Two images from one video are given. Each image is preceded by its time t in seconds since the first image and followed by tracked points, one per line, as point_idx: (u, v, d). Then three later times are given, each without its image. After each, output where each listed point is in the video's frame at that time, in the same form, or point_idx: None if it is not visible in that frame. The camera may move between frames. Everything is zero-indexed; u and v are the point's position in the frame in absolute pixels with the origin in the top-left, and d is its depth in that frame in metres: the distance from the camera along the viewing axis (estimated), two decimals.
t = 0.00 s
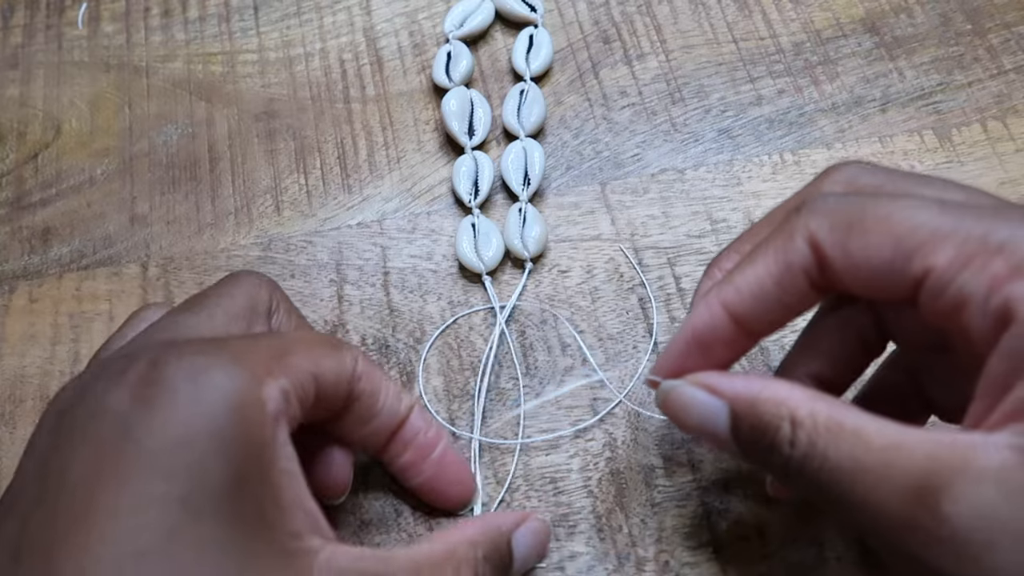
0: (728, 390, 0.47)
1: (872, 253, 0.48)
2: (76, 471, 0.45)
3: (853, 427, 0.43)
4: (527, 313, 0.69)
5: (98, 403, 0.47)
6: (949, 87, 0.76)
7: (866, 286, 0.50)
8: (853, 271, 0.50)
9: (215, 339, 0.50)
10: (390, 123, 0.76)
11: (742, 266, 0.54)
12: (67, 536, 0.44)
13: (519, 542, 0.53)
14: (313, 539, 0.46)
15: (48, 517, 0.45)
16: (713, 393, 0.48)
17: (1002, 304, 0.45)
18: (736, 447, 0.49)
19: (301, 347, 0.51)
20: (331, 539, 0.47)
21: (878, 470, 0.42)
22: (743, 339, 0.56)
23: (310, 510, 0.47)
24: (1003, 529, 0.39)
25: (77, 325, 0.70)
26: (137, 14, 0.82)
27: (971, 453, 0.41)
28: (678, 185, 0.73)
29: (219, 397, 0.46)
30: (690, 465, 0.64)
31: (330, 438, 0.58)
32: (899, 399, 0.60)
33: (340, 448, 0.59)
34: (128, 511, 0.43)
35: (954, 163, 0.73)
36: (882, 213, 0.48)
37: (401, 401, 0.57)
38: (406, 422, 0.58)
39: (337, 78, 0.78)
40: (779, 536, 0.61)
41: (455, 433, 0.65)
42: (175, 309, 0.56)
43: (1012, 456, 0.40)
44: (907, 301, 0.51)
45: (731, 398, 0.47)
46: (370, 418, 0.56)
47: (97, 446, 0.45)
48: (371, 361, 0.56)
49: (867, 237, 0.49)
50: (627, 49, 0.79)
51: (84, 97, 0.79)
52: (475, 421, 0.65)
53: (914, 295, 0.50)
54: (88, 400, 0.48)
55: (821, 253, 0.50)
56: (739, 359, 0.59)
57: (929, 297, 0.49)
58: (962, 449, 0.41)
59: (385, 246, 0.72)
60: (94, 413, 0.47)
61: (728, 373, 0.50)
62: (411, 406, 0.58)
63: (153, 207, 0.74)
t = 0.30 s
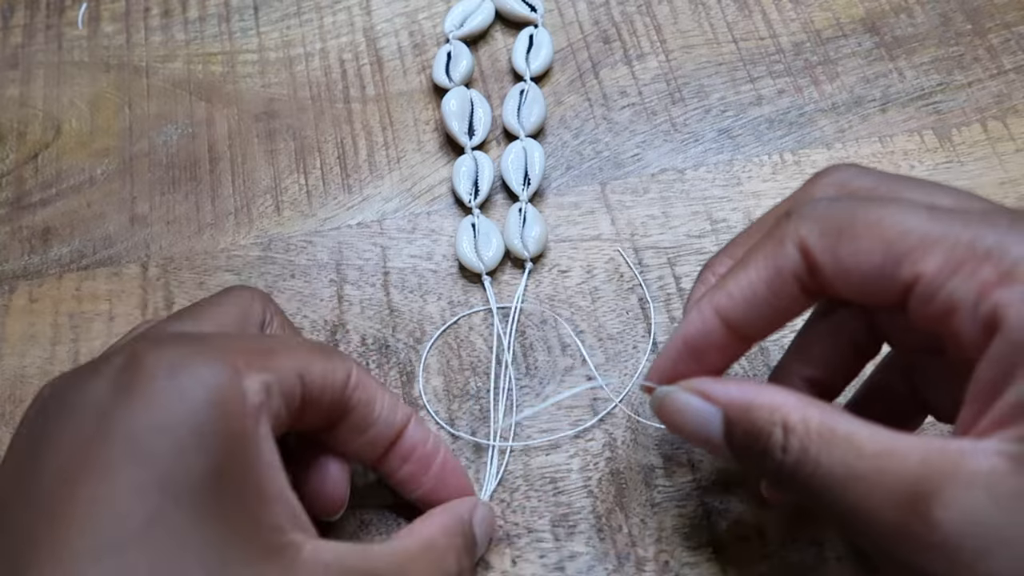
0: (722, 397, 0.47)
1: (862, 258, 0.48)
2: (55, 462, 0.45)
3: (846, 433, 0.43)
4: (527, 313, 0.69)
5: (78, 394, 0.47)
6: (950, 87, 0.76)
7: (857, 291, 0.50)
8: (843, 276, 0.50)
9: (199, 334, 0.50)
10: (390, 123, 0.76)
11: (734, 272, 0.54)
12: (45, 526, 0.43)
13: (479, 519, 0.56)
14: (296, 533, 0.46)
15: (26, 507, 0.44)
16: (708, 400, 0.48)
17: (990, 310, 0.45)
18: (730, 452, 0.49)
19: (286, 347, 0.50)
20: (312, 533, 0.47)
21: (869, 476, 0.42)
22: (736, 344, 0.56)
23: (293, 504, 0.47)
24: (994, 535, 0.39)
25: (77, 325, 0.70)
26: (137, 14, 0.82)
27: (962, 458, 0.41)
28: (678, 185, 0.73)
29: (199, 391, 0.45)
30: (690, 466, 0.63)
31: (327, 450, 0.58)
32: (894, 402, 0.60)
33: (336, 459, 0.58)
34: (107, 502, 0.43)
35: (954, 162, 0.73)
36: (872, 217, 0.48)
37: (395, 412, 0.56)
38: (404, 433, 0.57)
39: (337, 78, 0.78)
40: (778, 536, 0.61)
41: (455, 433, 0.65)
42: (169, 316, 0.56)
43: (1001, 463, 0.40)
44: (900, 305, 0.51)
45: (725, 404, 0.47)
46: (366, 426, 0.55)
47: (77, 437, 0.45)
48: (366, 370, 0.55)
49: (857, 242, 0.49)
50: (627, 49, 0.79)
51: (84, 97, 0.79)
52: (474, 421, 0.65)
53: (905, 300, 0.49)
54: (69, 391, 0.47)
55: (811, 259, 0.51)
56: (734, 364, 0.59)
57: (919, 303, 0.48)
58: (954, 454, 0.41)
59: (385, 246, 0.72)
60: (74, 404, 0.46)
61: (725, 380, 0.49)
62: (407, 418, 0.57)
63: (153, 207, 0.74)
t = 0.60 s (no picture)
0: (722, 397, 0.48)
1: (861, 260, 0.48)
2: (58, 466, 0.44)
3: (846, 434, 0.43)
4: (527, 313, 0.69)
5: (79, 398, 0.47)
6: (950, 87, 0.76)
7: (855, 293, 0.50)
8: (842, 278, 0.50)
9: (200, 336, 0.50)
10: (390, 123, 0.76)
11: (733, 274, 0.55)
12: (48, 531, 0.43)
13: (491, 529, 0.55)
14: (306, 538, 0.46)
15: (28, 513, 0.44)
16: (707, 401, 0.49)
17: (988, 312, 0.44)
18: (731, 453, 0.49)
19: (286, 350, 0.50)
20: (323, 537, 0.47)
21: (868, 477, 0.42)
22: (736, 346, 0.56)
23: (299, 507, 0.47)
24: (991, 537, 0.39)
25: (77, 325, 0.70)
26: (137, 14, 0.82)
27: (962, 460, 0.41)
28: (678, 185, 0.73)
29: (205, 393, 0.46)
30: (690, 465, 0.64)
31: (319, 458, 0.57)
32: (893, 401, 0.60)
33: (323, 468, 0.58)
34: (112, 505, 0.43)
35: (954, 162, 0.73)
36: (871, 220, 0.48)
37: (385, 426, 0.56)
38: (393, 448, 0.57)
39: (337, 78, 0.78)
40: (778, 535, 0.61)
41: (455, 433, 0.65)
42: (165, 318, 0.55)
43: (999, 465, 0.40)
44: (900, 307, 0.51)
45: (725, 405, 0.48)
46: (354, 437, 0.55)
47: (80, 441, 0.45)
48: (359, 381, 0.55)
49: (856, 245, 0.48)
50: (627, 49, 0.79)
51: (84, 97, 0.79)
52: (475, 421, 0.65)
53: (905, 302, 0.49)
54: (69, 394, 0.47)
55: (810, 261, 0.51)
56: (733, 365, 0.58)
57: (918, 305, 0.48)
58: (953, 456, 0.41)
59: (384, 246, 0.72)
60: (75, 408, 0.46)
61: (726, 380, 0.50)
62: (395, 431, 0.56)
63: (153, 207, 0.74)
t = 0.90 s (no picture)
0: (720, 401, 0.48)
1: (859, 265, 0.48)
2: (88, 476, 0.44)
3: (843, 438, 0.43)
4: (527, 313, 0.69)
5: (109, 409, 0.46)
6: (950, 87, 0.76)
7: (854, 297, 0.50)
8: (841, 282, 0.50)
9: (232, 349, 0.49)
10: (390, 123, 0.76)
11: (732, 277, 0.55)
12: (76, 545, 0.42)
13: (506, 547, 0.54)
14: (333, 556, 0.46)
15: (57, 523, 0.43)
16: (706, 404, 0.49)
17: (986, 317, 0.45)
18: (731, 457, 0.50)
19: (319, 367, 0.50)
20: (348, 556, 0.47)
21: (866, 482, 0.42)
22: (735, 349, 0.56)
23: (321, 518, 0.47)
24: (989, 540, 0.39)
25: (77, 325, 0.70)
26: (137, 14, 0.82)
27: (959, 464, 0.41)
28: (678, 185, 0.73)
29: (240, 407, 0.45)
30: (690, 465, 0.64)
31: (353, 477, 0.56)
32: (892, 402, 0.60)
33: (355, 486, 0.57)
34: (145, 518, 0.42)
35: (954, 162, 0.73)
36: (869, 224, 0.48)
37: (421, 446, 0.55)
38: (425, 468, 0.56)
39: (337, 78, 0.78)
40: (778, 536, 0.61)
41: (455, 433, 0.65)
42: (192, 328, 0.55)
43: (998, 469, 0.40)
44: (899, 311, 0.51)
45: (723, 409, 0.48)
46: (388, 456, 0.54)
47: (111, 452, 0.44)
48: (393, 400, 0.55)
49: (854, 248, 0.48)
50: (627, 49, 0.79)
51: (84, 97, 0.79)
52: (475, 421, 0.65)
53: (902, 305, 0.49)
54: (98, 404, 0.46)
55: (808, 265, 0.51)
56: (732, 367, 0.58)
57: (916, 309, 0.48)
58: (951, 460, 0.41)
59: (384, 246, 0.72)
60: (106, 419, 0.46)
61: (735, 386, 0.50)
62: (430, 453, 0.56)
63: (153, 207, 0.74)
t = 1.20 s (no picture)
0: (720, 401, 0.48)
1: (857, 264, 0.48)
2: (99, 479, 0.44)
3: (841, 437, 0.43)
4: (527, 313, 0.69)
5: (115, 412, 0.46)
6: (950, 87, 0.76)
7: (853, 296, 0.50)
8: (840, 281, 0.50)
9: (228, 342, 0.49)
10: (390, 123, 0.76)
11: (731, 276, 0.55)
12: (95, 551, 0.42)
13: (564, 516, 0.55)
14: (346, 539, 0.46)
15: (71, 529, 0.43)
16: (705, 403, 0.49)
17: (984, 316, 0.44)
18: (731, 457, 0.50)
19: (312, 350, 0.50)
20: (364, 538, 0.47)
21: (864, 481, 0.42)
22: (734, 348, 0.56)
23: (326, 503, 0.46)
24: (986, 539, 0.39)
25: (77, 325, 0.70)
26: (137, 14, 0.82)
27: (957, 463, 0.41)
28: (678, 185, 0.73)
29: (243, 401, 0.45)
30: (690, 465, 0.64)
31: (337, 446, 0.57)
32: (891, 401, 0.60)
33: (344, 458, 0.57)
34: (158, 518, 0.42)
35: (954, 162, 0.73)
36: (867, 223, 0.48)
37: (401, 414, 0.56)
38: (409, 434, 0.57)
39: (337, 78, 0.78)
40: (778, 536, 0.61)
41: (455, 433, 0.65)
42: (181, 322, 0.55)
43: (997, 469, 0.40)
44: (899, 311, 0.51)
45: (722, 409, 0.48)
46: (371, 424, 0.55)
47: (120, 454, 0.44)
48: (377, 370, 0.55)
49: (852, 247, 0.49)
50: (627, 49, 0.79)
51: (84, 97, 0.79)
52: (474, 421, 0.65)
53: (901, 305, 0.49)
54: (101, 406, 0.46)
55: (807, 264, 0.51)
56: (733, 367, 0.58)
57: (915, 308, 0.48)
58: (949, 459, 0.41)
59: (384, 246, 0.72)
60: (112, 420, 0.46)
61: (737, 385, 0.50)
62: (412, 418, 0.57)
63: (153, 207, 0.74)
